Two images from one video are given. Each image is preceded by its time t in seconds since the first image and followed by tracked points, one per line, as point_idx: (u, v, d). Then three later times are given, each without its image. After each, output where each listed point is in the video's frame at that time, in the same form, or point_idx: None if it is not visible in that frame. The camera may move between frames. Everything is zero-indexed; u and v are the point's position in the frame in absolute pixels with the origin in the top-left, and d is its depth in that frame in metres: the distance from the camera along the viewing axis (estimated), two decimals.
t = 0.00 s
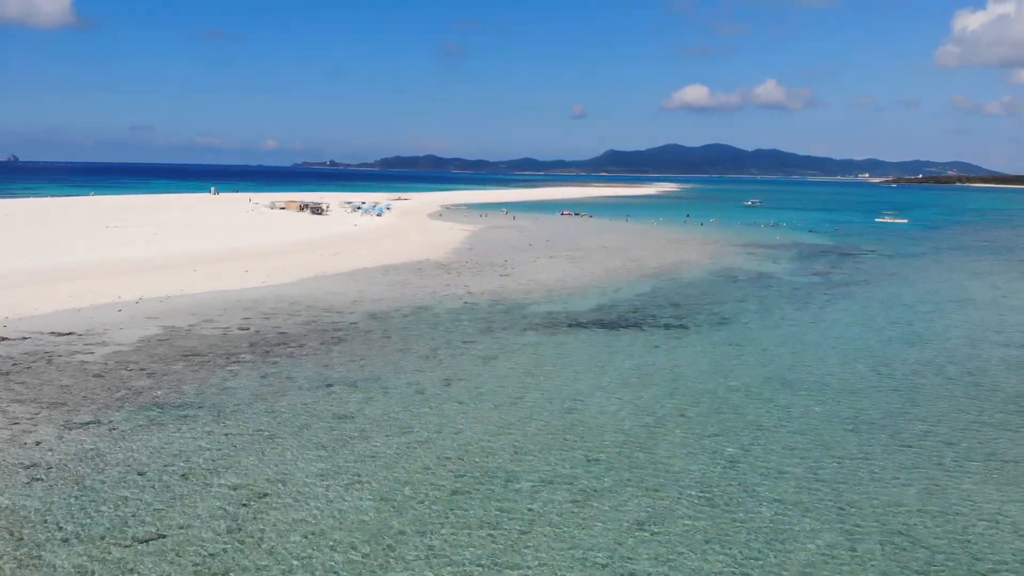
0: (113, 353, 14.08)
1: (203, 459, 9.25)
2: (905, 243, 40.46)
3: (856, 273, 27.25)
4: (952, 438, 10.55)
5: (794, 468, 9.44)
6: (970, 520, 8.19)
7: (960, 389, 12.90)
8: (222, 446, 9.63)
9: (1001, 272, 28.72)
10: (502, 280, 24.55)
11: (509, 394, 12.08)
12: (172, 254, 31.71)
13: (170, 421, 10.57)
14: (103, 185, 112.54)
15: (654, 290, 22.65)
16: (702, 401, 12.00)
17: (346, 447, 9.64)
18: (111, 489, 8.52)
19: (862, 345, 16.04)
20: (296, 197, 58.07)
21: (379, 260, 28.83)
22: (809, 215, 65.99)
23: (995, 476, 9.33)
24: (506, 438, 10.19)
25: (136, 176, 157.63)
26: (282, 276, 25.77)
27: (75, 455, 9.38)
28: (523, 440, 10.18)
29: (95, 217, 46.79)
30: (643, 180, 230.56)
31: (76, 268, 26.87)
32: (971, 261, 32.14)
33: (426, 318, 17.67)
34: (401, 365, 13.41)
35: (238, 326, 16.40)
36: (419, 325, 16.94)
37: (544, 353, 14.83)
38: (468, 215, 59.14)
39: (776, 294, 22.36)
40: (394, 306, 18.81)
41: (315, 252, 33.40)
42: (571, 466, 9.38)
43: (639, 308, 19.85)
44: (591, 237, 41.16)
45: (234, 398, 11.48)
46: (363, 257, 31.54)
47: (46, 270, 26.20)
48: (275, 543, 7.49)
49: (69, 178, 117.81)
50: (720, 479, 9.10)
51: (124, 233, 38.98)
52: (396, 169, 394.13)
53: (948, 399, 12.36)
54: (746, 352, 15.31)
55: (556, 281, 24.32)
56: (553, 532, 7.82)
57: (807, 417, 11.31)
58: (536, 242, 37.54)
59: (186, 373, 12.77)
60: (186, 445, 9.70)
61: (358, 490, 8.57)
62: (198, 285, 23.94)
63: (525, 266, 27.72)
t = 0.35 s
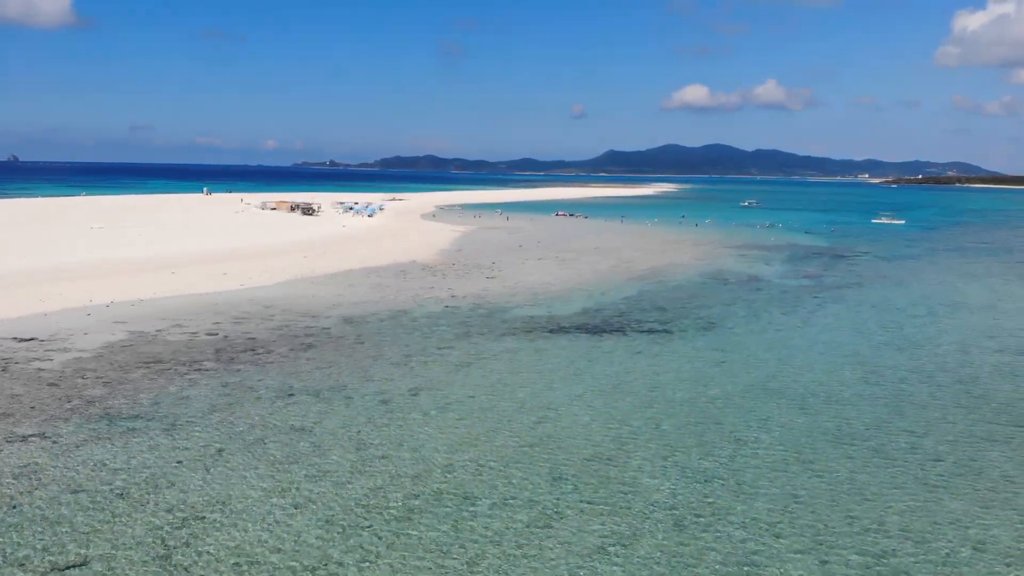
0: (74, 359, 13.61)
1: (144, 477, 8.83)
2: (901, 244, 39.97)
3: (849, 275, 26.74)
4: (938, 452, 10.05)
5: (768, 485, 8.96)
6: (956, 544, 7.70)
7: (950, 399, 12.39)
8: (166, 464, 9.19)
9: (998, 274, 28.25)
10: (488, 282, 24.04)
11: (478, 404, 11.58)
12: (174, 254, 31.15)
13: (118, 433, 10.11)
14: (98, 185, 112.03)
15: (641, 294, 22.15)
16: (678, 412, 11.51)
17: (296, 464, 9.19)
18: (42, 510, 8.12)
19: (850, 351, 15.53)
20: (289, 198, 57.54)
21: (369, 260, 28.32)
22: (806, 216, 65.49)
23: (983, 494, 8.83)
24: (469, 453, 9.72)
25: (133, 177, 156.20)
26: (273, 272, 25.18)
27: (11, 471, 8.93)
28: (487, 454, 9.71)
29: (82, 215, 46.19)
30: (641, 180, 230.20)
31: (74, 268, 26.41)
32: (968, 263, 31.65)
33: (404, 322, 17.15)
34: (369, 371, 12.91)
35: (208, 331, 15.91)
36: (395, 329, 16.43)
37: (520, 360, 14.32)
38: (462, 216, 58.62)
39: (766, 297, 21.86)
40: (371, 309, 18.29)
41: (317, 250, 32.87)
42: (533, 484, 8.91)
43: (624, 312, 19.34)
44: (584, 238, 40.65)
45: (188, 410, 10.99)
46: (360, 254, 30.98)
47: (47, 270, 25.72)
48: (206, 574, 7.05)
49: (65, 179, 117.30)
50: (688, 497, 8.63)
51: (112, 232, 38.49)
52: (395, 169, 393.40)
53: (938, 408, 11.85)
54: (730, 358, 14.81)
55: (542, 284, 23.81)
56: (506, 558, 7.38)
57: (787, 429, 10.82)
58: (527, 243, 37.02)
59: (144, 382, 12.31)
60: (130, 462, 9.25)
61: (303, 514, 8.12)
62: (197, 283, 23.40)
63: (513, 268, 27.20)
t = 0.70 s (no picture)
0: (31, 367, 13.13)
1: (79, 498, 8.41)
2: (898, 246, 39.45)
3: (842, 278, 26.21)
4: (924, 468, 9.54)
5: (740, 506, 8.47)
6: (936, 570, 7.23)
7: (939, 409, 11.86)
8: (104, 483, 8.77)
9: (994, 277, 27.73)
10: (473, 284, 23.50)
11: (444, 414, 11.08)
12: (174, 254, 30.66)
13: (59, 448, 9.67)
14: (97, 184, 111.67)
15: (628, 297, 21.63)
16: (653, 424, 11.02)
17: (241, 486, 8.73)
18: None
19: (838, 358, 15.02)
20: (282, 198, 57.03)
21: (356, 261, 27.87)
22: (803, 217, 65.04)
23: (969, 516, 8.31)
24: (427, 470, 9.23)
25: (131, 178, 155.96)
26: (256, 272, 24.72)
27: None
28: (447, 471, 9.22)
29: (70, 214, 45.71)
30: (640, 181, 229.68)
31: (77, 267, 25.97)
32: (965, 265, 31.14)
33: (380, 327, 16.63)
34: (334, 380, 12.42)
35: (175, 337, 15.42)
36: (368, 333, 15.93)
37: (495, 365, 13.79)
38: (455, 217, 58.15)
39: (756, 301, 21.35)
40: (347, 313, 17.81)
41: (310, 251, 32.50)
42: (491, 504, 8.45)
43: (608, 317, 18.82)
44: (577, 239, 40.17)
45: (138, 423, 10.54)
46: (349, 254, 30.54)
47: (48, 270, 25.21)
48: None
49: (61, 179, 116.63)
50: (654, 520, 8.15)
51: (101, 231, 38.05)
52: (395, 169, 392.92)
53: (927, 420, 11.34)
54: (713, 366, 14.30)
55: (528, 287, 23.31)
56: None
57: (766, 443, 10.31)
58: (517, 244, 36.57)
59: (99, 392, 11.84)
60: (67, 481, 8.82)
61: (242, 539, 7.67)
62: (182, 283, 22.92)
63: (500, 271, 26.68)
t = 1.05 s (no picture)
0: None
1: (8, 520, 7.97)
2: (894, 247, 38.94)
3: (835, 280, 25.71)
4: (909, 485, 9.03)
5: (711, 528, 8.00)
6: None
7: (928, 421, 11.34)
8: (37, 504, 8.34)
9: (990, 279, 27.20)
10: (457, 286, 22.99)
11: (409, 425, 10.59)
12: (174, 254, 30.26)
13: None
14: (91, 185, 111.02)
15: (614, 301, 21.11)
16: (627, 436, 10.53)
17: (182, 511, 8.26)
18: None
19: (826, 364, 14.50)
20: (275, 199, 56.57)
21: (341, 263, 27.40)
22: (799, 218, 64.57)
23: (954, 540, 7.81)
24: (383, 488, 8.75)
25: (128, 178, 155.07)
26: (237, 273, 24.22)
27: None
28: (404, 489, 8.74)
29: (57, 214, 45.18)
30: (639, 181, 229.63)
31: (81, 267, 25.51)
32: (961, 267, 30.62)
33: (354, 331, 16.12)
34: (297, 389, 11.95)
35: (140, 343, 14.95)
36: (341, 338, 15.45)
37: (468, 371, 13.29)
38: (449, 217, 57.68)
39: (745, 304, 20.84)
40: (321, 318, 17.32)
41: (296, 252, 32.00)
42: (446, 527, 7.96)
43: (591, 321, 18.33)
44: (570, 240, 39.67)
45: (83, 438, 10.07)
46: (336, 255, 30.05)
47: (48, 270, 24.72)
48: None
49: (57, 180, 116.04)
50: (618, 544, 7.67)
51: (87, 231, 37.51)
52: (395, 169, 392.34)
53: (916, 433, 10.80)
54: (695, 373, 13.78)
55: (513, 289, 22.81)
56: None
57: (744, 458, 9.81)
58: (508, 246, 36.06)
59: (51, 402, 11.36)
60: None
61: (176, 570, 7.23)
62: (182, 282, 22.61)
63: (487, 273, 26.16)
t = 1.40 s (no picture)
0: None
1: None
2: (890, 248, 38.47)
3: (829, 283, 25.19)
4: (890, 504, 8.56)
5: (677, 553, 7.53)
6: None
7: (916, 433, 10.84)
8: None
9: (987, 281, 26.75)
10: (442, 288, 22.50)
11: (370, 438, 10.12)
12: (163, 255, 29.90)
13: None
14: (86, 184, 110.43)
15: (601, 304, 20.64)
16: (599, 450, 10.05)
17: (117, 534, 7.81)
18: None
19: (813, 370, 14.01)
20: (268, 199, 56.12)
21: (325, 264, 26.92)
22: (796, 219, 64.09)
23: (935, 564, 7.36)
24: (334, 509, 8.28)
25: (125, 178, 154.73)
26: (216, 275, 23.73)
27: None
28: (356, 510, 8.27)
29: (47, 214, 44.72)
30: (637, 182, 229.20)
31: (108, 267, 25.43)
32: (957, 269, 30.16)
33: (327, 335, 15.64)
34: (256, 400, 11.46)
35: (104, 349, 14.46)
36: (311, 343, 14.96)
37: (439, 378, 12.78)
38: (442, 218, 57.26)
39: (734, 308, 20.37)
40: (295, 322, 16.83)
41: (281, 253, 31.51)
42: (396, 552, 7.51)
43: (575, 325, 17.83)
44: (562, 241, 39.20)
45: (25, 451, 9.60)
46: (321, 256, 29.58)
47: (48, 270, 24.39)
48: None
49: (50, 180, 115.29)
50: (577, 570, 7.21)
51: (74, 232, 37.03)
52: (394, 170, 391.74)
53: (902, 445, 10.33)
54: (677, 381, 13.28)
55: (498, 292, 22.34)
56: None
57: (720, 474, 9.32)
58: (498, 247, 35.56)
59: None
60: None
61: None
62: (179, 282, 22.43)
63: (474, 275, 25.68)
